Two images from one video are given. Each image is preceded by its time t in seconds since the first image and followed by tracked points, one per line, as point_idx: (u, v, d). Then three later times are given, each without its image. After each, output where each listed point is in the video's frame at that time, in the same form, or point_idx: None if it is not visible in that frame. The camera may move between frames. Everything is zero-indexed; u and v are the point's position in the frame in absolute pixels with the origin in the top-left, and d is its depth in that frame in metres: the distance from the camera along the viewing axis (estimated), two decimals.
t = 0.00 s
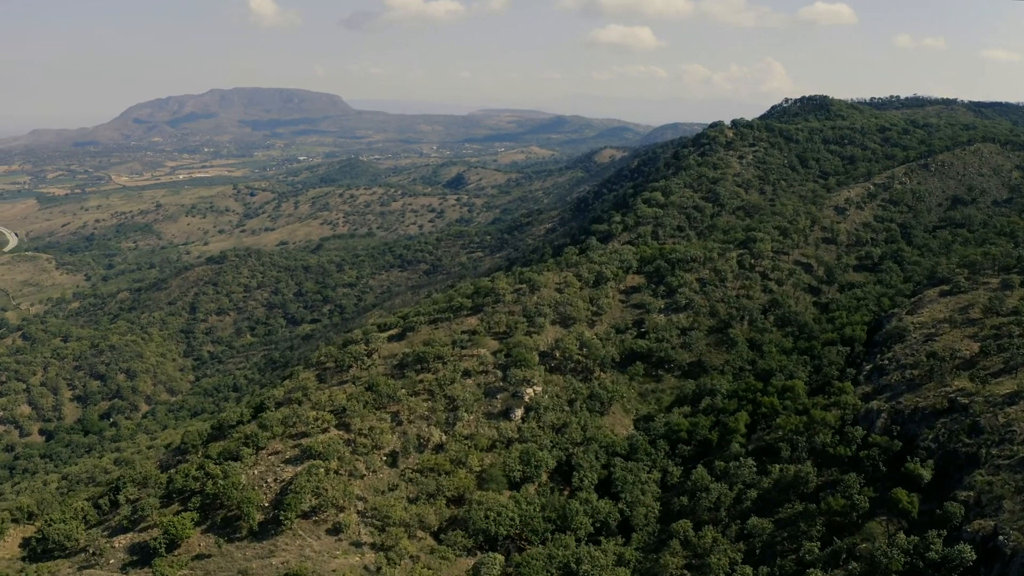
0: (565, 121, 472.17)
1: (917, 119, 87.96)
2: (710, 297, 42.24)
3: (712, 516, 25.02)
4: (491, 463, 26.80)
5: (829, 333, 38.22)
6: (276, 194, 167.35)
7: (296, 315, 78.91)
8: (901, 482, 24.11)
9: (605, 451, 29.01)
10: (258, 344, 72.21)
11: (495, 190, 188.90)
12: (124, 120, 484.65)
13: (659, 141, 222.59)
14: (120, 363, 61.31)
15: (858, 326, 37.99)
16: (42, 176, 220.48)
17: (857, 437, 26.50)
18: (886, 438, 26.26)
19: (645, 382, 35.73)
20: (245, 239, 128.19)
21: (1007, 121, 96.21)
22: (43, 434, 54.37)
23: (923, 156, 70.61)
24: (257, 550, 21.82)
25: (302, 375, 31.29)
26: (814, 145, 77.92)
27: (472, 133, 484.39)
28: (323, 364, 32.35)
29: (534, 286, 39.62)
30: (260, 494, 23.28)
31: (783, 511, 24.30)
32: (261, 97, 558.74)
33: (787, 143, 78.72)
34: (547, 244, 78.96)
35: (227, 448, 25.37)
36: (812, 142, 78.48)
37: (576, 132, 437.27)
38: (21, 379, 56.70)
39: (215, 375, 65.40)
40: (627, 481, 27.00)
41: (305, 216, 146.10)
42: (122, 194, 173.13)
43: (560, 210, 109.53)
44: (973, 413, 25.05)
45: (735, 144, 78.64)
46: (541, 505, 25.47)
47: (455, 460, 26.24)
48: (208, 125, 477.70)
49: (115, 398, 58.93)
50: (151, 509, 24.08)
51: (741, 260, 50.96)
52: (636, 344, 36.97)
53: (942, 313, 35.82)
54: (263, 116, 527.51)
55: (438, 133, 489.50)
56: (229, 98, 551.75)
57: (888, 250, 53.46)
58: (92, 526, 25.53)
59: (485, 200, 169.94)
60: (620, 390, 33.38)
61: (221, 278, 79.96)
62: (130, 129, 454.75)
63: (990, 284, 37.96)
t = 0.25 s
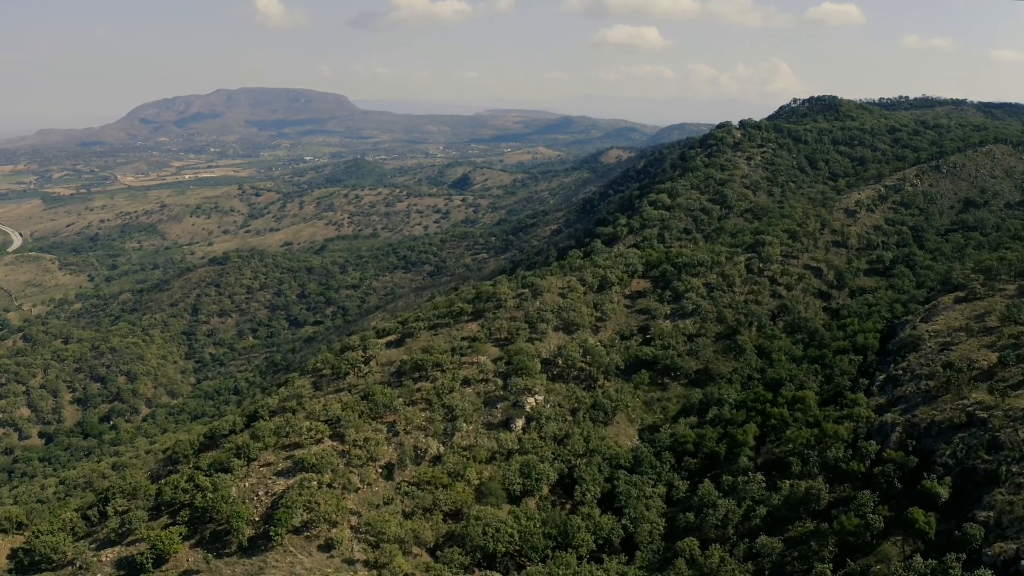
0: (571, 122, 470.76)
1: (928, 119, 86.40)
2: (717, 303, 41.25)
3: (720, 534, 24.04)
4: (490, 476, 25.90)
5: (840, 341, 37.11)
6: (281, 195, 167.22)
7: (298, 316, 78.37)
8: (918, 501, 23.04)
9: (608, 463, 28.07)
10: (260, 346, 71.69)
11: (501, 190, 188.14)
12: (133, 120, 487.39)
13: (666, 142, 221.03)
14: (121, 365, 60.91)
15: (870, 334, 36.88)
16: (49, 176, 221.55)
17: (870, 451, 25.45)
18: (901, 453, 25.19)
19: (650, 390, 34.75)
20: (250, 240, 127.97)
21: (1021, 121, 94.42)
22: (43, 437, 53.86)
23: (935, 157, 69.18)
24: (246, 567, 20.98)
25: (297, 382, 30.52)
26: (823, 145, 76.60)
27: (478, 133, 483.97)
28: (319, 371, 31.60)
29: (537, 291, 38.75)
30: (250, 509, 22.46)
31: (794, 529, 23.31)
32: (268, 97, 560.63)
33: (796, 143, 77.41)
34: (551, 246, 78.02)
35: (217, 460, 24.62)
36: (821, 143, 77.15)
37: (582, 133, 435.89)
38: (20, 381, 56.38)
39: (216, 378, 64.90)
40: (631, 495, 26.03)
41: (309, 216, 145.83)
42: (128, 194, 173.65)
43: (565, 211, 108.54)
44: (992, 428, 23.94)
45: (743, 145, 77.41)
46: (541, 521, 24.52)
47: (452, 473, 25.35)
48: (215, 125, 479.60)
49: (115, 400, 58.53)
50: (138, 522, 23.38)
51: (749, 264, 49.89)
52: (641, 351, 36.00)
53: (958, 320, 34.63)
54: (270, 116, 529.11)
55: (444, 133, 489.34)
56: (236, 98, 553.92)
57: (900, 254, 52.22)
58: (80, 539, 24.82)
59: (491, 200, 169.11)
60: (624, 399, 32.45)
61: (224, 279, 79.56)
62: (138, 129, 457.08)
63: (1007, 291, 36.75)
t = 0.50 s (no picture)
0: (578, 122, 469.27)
1: (940, 119, 84.79)
2: (725, 308, 40.19)
3: (728, 552, 23.05)
4: (489, 490, 24.96)
5: (852, 349, 35.94)
6: (286, 195, 167.05)
7: (301, 318, 77.81)
8: (936, 521, 21.92)
9: (612, 477, 27.12)
10: (263, 348, 71.15)
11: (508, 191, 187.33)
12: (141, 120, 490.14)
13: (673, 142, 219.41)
14: (121, 367, 60.49)
15: (884, 342, 35.71)
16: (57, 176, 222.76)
17: (885, 467, 24.37)
18: (918, 469, 24.08)
19: (656, 400, 33.79)
20: (255, 240, 127.71)
21: None
22: (42, 440, 53.42)
23: (949, 158, 67.68)
24: None
25: (292, 390, 29.73)
26: (833, 146, 75.22)
27: (485, 133, 483.41)
28: (316, 378, 30.80)
29: (540, 296, 37.85)
30: (239, 524, 21.63)
31: (805, 549, 22.28)
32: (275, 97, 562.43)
33: (806, 144, 76.07)
34: (556, 248, 77.06)
35: (207, 471, 23.85)
36: (831, 143, 75.77)
37: (589, 133, 434.38)
38: (21, 383, 56.04)
39: (218, 381, 64.40)
40: (636, 511, 25.02)
41: (315, 217, 145.53)
42: (135, 194, 174.15)
43: (571, 212, 107.55)
44: (1014, 443, 22.76)
45: (751, 145, 76.12)
46: (542, 537, 23.53)
47: (450, 486, 24.44)
48: (223, 125, 481.54)
49: (116, 403, 58.10)
50: (125, 535, 22.59)
51: (758, 268, 48.76)
52: (647, 359, 35.00)
53: (975, 328, 33.38)
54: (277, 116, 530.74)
55: (451, 133, 489.09)
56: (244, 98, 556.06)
57: (913, 258, 50.93)
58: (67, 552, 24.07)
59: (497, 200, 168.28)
60: (629, 408, 31.46)
61: (226, 280, 79.12)
62: (146, 129, 459.54)
63: None
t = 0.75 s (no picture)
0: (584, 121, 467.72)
1: (951, 119, 83.25)
2: (733, 314, 39.16)
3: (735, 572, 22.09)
4: (487, 504, 24.01)
5: (864, 358, 34.80)
6: (291, 195, 166.91)
7: (303, 320, 77.25)
8: (955, 542, 20.81)
9: (615, 491, 26.14)
10: (265, 351, 70.60)
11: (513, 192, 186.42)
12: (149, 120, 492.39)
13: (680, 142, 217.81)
14: (122, 370, 60.04)
15: (897, 350, 34.54)
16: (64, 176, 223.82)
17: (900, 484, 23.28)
18: (935, 487, 22.97)
19: (662, 409, 32.84)
20: (259, 241, 127.40)
21: None
22: (42, 443, 52.98)
23: (961, 158, 66.20)
24: None
25: (287, 398, 28.98)
26: (842, 146, 73.86)
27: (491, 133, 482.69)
28: (311, 386, 30.03)
29: (542, 301, 36.95)
30: (227, 540, 20.82)
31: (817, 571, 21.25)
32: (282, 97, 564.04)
33: (815, 144, 74.74)
34: (561, 250, 76.08)
35: (196, 484, 23.13)
36: (841, 144, 74.41)
37: (595, 133, 432.82)
38: (20, 386, 55.69)
39: (219, 383, 63.87)
40: (639, 527, 24.03)
41: (319, 217, 145.22)
42: (140, 194, 174.57)
43: (577, 213, 106.51)
44: None
45: (759, 146, 74.85)
46: (542, 555, 22.56)
47: (447, 501, 23.49)
48: (230, 125, 483.28)
49: (116, 406, 57.63)
50: (111, 550, 21.79)
51: (767, 272, 47.66)
52: (652, 366, 34.04)
53: (992, 337, 32.14)
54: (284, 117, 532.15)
55: (457, 133, 488.70)
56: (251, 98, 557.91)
57: (925, 261, 49.64)
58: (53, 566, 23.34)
59: (503, 201, 167.43)
60: (634, 418, 30.50)
61: (229, 282, 78.69)
62: (154, 129, 461.80)
63: None
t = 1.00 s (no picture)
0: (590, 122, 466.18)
1: (961, 118, 81.68)
2: (741, 321, 38.13)
3: None
4: (485, 520, 23.05)
5: (877, 367, 33.67)
6: (296, 195, 166.67)
7: (306, 322, 76.65)
8: (974, 566, 19.73)
9: (618, 506, 25.15)
10: (266, 353, 70.00)
11: (519, 192, 185.58)
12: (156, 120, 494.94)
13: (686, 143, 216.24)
14: (122, 372, 59.59)
15: (911, 359, 33.39)
16: (68, 177, 225.03)
17: (915, 503, 22.23)
18: (952, 505, 21.92)
19: (667, 419, 31.88)
20: (264, 241, 127.06)
21: None
22: (41, 447, 52.51)
23: (973, 158, 64.74)
24: None
25: (280, 407, 28.22)
26: (851, 147, 72.53)
27: (497, 134, 481.94)
28: (306, 394, 29.22)
29: (544, 307, 36.07)
30: (214, 559, 19.99)
31: None
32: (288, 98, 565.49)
33: (823, 145, 73.44)
34: (566, 252, 75.11)
35: (184, 498, 22.37)
36: (849, 144, 73.09)
37: (601, 133, 431.20)
38: (20, 390, 55.30)
39: (220, 387, 63.30)
40: (643, 545, 23.03)
41: (324, 218, 144.87)
42: (146, 195, 174.85)
43: (582, 214, 105.53)
44: None
45: (767, 146, 73.60)
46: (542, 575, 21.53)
47: (442, 517, 22.52)
48: (236, 126, 484.90)
49: (116, 409, 57.12)
50: (96, 566, 21.01)
51: (775, 276, 46.55)
52: (657, 375, 33.07)
53: (1011, 346, 30.92)
54: (290, 117, 533.38)
55: (462, 133, 488.26)
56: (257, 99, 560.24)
57: (937, 265, 48.37)
58: None
59: (508, 201, 166.51)
60: (638, 429, 29.51)
61: (230, 283, 78.22)
62: (161, 130, 463.91)
63: None
